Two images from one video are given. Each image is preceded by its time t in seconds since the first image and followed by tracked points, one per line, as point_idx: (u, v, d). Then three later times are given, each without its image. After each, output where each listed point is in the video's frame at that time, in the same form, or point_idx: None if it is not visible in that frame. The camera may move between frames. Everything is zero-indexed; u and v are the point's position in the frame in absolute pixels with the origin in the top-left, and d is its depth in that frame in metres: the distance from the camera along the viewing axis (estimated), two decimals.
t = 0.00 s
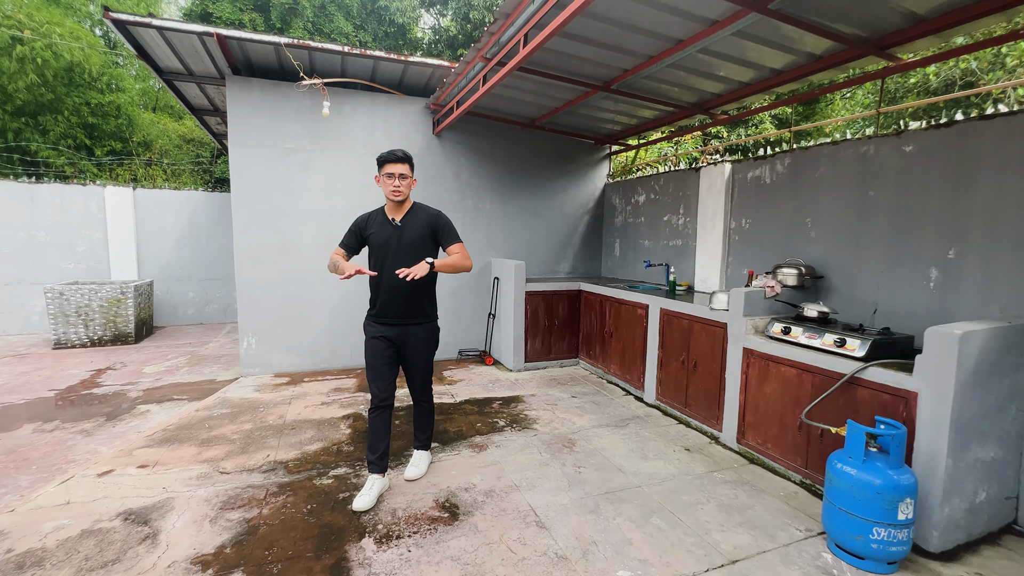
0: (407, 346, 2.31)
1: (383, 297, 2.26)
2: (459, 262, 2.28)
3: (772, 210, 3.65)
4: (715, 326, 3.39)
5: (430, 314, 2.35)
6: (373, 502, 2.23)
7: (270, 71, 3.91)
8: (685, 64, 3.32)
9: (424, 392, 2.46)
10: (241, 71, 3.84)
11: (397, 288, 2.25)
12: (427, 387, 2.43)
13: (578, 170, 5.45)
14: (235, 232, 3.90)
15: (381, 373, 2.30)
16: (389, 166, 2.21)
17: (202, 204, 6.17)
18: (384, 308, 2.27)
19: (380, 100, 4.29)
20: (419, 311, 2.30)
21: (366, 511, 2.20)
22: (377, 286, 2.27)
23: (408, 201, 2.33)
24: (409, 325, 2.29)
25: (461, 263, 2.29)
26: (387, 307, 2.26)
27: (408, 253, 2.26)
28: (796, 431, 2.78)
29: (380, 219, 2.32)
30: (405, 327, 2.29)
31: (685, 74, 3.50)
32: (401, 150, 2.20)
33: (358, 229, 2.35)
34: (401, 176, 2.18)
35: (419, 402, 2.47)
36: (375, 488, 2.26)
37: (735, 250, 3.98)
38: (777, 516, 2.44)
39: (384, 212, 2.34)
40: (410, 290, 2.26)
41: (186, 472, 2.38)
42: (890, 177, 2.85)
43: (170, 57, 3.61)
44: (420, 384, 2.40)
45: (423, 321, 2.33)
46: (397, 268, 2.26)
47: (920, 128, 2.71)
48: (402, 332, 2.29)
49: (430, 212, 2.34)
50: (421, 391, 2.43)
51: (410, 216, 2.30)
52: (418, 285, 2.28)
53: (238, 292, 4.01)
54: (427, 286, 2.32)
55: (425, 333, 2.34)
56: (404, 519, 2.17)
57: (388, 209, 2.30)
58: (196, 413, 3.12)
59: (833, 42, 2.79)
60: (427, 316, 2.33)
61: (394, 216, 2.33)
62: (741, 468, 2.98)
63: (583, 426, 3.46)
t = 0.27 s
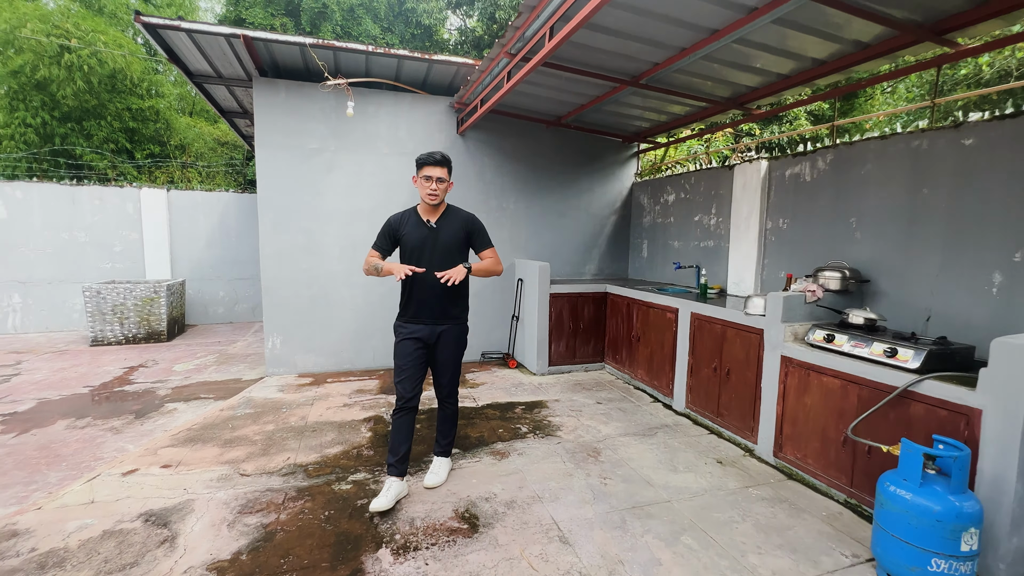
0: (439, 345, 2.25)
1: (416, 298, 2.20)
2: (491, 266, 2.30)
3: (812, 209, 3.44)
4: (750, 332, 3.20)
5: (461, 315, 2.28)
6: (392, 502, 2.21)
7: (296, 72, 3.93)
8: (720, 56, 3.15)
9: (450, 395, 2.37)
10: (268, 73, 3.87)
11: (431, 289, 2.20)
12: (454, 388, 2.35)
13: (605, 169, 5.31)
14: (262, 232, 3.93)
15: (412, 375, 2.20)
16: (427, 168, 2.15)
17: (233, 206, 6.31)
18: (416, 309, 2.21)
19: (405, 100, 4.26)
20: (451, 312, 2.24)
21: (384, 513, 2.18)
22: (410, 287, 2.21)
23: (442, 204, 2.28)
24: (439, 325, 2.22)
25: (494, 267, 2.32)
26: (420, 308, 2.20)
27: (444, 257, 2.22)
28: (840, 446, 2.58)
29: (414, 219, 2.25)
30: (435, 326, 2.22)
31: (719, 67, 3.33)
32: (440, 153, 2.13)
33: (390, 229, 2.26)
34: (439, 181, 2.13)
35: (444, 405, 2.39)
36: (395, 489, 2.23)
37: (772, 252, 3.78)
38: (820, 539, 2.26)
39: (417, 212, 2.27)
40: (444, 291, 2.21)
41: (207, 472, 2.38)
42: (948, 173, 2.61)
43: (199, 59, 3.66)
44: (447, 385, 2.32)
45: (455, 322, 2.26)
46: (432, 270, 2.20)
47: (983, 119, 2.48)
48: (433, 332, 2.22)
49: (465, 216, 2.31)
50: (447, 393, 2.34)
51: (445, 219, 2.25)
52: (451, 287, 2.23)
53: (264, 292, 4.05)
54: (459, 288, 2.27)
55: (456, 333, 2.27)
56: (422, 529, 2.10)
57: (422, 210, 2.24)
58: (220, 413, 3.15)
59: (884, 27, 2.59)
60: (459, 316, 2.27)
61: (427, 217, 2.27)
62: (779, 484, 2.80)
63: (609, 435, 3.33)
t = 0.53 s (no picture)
0: (454, 348, 2.17)
1: (433, 297, 2.14)
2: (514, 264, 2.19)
3: (851, 208, 3.23)
4: (782, 337, 3.03)
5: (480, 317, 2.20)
6: (405, 507, 2.17)
7: (317, 73, 3.93)
8: (752, 46, 3.00)
9: (466, 399, 2.28)
10: (290, 74, 3.89)
11: (449, 289, 2.13)
12: (470, 393, 2.25)
13: (629, 168, 5.17)
14: (282, 232, 3.95)
15: (427, 377, 2.14)
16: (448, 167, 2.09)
17: (258, 206, 6.41)
18: (433, 309, 2.15)
19: (425, 99, 4.22)
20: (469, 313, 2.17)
21: (396, 518, 2.14)
22: (428, 286, 2.16)
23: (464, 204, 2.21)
24: (455, 326, 2.15)
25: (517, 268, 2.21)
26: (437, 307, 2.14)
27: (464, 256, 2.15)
28: (882, 463, 2.39)
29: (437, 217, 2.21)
30: (451, 328, 2.14)
31: (751, 58, 3.17)
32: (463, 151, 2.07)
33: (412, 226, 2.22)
34: (460, 179, 2.07)
35: (460, 410, 2.29)
36: (409, 495, 2.20)
37: (806, 253, 3.58)
38: (861, 562, 2.09)
39: (439, 212, 2.22)
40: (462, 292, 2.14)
41: (223, 474, 2.37)
42: (1006, 168, 2.40)
43: (222, 60, 3.70)
44: (463, 390, 2.24)
45: (472, 324, 2.17)
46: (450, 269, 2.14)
47: None
48: (449, 334, 2.14)
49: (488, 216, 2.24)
50: (463, 397, 2.25)
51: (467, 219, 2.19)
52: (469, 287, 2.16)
53: (284, 292, 4.07)
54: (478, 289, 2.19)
55: (474, 336, 2.18)
56: (436, 540, 2.03)
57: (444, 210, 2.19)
58: (239, 413, 3.16)
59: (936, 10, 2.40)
60: (476, 318, 2.18)
61: (449, 217, 2.22)
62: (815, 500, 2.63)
63: (631, 443, 3.21)
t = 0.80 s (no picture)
0: (461, 351, 2.10)
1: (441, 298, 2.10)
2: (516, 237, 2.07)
3: (887, 206, 3.04)
4: (811, 343, 2.86)
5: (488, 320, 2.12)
6: (402, 508, 2.15)
7: (334, 73, 3.94)
8: (780, 37, 2.85)
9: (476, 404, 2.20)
10: (307, 75, 3.90)
11: (458, 289, 2.08)
12: (480, 398, 2.17)
13: (650, 167, 5.03)
14: (299, 233, 3.97)
15: (433, 379, 2.09)
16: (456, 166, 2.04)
17: (279, 207, 6.50)
18: (442, 310, 2.10)
19: (441, 98, 4.19)
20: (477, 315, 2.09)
21: (405, 526, 2.09)
22: (438, 285, 2.12)
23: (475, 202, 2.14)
24: (462, 328, 2.08)
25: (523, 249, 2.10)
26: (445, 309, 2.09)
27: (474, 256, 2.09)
28: (921, 480, 2.21)
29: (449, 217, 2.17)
30: (458, 330, 2.08)
31: (779, 50, 3.02)
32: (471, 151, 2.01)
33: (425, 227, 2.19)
34: (468, 178, 2.01)
35: (470, 415, 2.22)
36: (409, 497, 2.16)
37: (838, 254, 3.39)
38: None
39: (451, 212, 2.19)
40: (470, 292, 2.08)
41: (235, 475, 2.36)
42: None
43: (241, 61, 3.73)
44: (471, 395, 2.16)
45: (480, 327, 2.10)
46: (459, 270, 2.09)
47: None
48: (455, 336, 2.08)
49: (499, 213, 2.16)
50: (473, 402, 2.18)
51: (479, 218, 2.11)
52: (478, 288, 2.10)
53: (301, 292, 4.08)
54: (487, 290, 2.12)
55: (482, 339, 2.11)
56: (443, 550, 1.97)
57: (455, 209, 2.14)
58: (254, 413, 3.17)
59: None
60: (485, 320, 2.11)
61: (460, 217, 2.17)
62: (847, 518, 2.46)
63: (649, 451, 3.10)
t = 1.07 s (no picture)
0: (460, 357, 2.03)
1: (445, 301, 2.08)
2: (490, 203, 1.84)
3: (922, 206, 2.86)
4: (838, 350, 2.71)
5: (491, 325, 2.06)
6: (398, 512, 2.15)
7: (349, 74, 3.94)
8: (807, 29, 2.71)
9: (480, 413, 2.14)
10: (322, 76, 3.92)
11: (460, 290, 2.05)
12: (484, 407, 2.11)
13: (669, 166, 4.89)
14: (314, 234, 3.99)
15: (433, 384, 2.05)
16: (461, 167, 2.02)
17: (299, 208, 6.58)
18: (444, 313, 2.07)
19: (456, 98, 4.15)
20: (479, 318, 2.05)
21: (410, 535, 2.04)
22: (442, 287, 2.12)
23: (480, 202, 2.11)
24: (462, 334, 2.03)
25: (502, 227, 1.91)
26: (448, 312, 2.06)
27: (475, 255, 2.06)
28: (959, 499, 2.05)
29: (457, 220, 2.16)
30: (458, 335, 2.03)
31: (805, 43, 2.88)
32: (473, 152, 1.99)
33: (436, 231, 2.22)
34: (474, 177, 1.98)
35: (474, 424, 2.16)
36: (405, 502, 2.15)
37: (868, 256, 3.21)
38: None
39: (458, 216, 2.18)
40: (472, 294, 2.04)
41: (244, 477, 2.37)
42: None
43: (257, 63, 3.77)
44: (473, 403, 2.09)
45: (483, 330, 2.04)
46: (462, 271, 2.07)
47: None
48: (455, 341, 2.03)
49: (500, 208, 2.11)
50: (476, 411, 2.11)
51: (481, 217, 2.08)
52: (481, 288, 2.05)
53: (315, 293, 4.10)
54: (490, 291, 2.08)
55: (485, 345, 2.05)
56: (448, 561, 1.91)
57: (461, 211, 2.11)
58: (267, 414, 3.19)
59: None
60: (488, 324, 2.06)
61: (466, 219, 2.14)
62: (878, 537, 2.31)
63: (665, 460, 2.99)
